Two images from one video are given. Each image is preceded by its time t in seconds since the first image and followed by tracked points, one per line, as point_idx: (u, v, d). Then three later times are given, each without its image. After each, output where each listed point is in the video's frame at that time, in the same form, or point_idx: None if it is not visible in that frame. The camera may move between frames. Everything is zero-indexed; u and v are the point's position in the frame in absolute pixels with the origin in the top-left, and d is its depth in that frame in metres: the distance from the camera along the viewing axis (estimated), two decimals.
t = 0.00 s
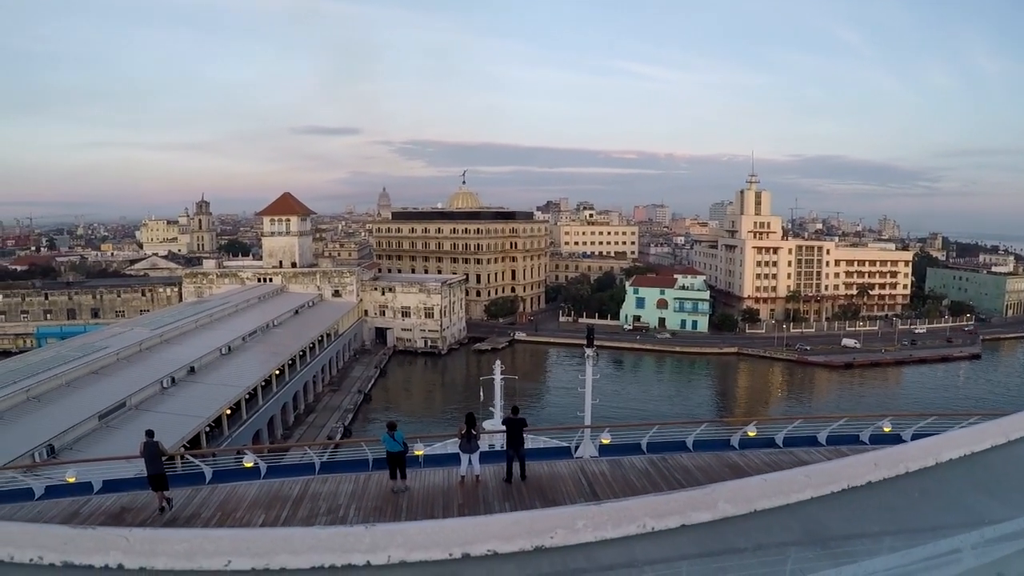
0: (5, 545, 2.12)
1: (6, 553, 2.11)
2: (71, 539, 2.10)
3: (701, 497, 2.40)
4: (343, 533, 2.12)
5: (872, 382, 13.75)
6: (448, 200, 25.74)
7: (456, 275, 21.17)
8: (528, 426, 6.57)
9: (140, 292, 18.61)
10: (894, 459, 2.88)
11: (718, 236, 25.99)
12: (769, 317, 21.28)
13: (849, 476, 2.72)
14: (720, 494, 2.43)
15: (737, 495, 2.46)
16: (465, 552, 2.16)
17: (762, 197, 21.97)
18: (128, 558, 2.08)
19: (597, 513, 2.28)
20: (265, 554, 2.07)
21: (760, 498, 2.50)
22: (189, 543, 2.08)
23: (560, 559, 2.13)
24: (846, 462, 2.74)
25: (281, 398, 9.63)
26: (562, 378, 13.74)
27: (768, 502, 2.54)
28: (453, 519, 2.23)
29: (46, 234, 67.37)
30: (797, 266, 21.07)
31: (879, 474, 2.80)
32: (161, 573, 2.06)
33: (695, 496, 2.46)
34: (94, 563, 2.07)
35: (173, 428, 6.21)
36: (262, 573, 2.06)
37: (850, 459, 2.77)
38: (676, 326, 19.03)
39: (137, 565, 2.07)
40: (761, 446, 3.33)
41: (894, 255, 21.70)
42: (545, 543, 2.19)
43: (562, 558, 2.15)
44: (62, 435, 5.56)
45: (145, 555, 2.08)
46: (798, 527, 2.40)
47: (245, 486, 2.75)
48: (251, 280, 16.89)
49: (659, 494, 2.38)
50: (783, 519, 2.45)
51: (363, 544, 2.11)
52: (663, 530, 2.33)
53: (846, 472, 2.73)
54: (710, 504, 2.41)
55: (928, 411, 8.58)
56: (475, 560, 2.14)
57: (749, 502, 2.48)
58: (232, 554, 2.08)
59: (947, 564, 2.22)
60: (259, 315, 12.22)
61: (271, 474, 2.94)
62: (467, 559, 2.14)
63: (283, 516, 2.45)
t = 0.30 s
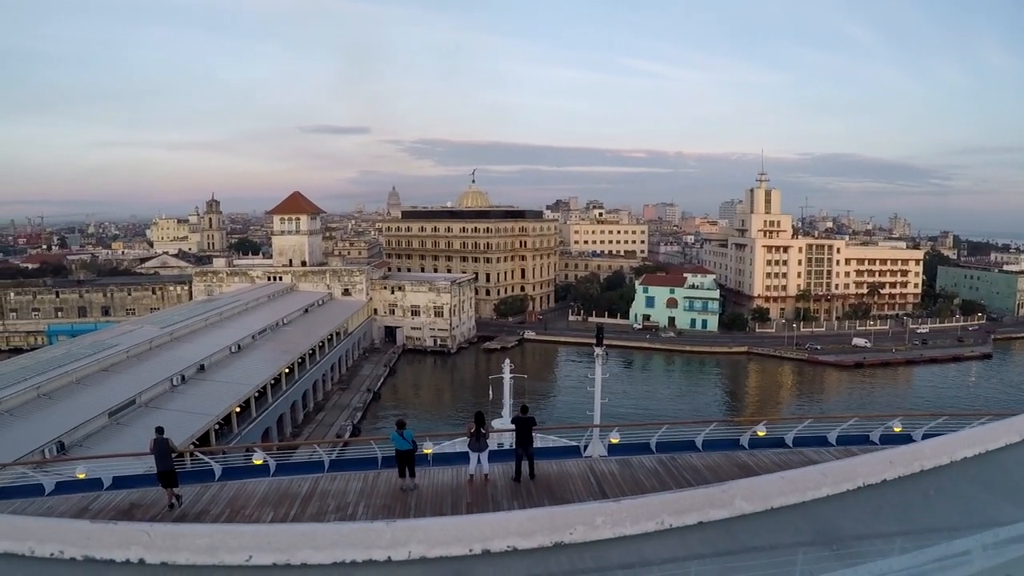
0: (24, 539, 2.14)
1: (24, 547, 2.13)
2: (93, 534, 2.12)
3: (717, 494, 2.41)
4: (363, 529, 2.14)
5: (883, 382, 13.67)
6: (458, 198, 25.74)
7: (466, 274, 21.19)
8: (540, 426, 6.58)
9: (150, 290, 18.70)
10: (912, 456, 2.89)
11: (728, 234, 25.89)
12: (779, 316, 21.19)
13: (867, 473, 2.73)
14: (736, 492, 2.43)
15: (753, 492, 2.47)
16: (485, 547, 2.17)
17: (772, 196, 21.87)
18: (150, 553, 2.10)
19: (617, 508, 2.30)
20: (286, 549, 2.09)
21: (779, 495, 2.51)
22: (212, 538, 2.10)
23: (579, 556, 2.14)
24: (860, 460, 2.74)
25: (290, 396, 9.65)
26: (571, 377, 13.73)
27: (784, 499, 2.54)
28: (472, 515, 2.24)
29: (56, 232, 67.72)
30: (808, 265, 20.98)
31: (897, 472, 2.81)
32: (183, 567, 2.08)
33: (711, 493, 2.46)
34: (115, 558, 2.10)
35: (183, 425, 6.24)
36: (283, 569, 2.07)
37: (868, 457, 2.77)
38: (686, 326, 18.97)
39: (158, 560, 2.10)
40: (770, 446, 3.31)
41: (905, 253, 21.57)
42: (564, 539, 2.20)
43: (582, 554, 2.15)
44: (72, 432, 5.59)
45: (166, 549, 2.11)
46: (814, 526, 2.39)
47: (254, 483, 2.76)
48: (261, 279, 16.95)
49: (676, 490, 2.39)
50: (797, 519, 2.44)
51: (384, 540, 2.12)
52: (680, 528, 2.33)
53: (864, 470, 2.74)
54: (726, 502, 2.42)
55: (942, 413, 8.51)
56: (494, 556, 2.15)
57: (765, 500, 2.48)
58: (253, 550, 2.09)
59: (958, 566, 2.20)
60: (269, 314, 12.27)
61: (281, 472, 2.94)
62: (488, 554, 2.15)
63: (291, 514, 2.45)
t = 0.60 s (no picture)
0: (52, 535, 2.19)
1: (53, 542, 2.18)
2: (119, 530, 2.17)
3: (748, 493, 2.45)
4: (396, 526, 2.18)
5: (898, 384, 13.56)
6: (472, 198, 25.78)
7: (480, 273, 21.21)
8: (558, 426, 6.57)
9: (165, 288, 18.84)
10: (936, 456, 2.90)
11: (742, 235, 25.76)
12: (794, 317, 21.07)
13: (892, 474, 2.75)
14: (766, 490, 2.47)
15: (782, 491, 2.50)
16: (519, 544, 2.19)
17: (787, 196, 21.74)
18: (180, 548, 2.13)
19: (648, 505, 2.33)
20: (319, 545, 2.13)
21: (807, 494, 2.54)
22: (245, 533, 2.14)
23: (614, 551, 2.16)
24: (887, 461, 2.77)
25: (304, 394, 9.70)
26: (585, 377, 13.71)
27: (812, 498, 2.58)
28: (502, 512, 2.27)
29: (72, 231, 68.24)
30: (822, 266, 20.86)
31: (922, 471, 2.83)
32: (214, 564, 2.11)
33: (741, 492, 2.50)
34: (145, 553, 2.13)
35: (196, 422, 6.28)
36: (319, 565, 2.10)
37: (893, 457, 2.79)
38: (700, 326, 18.90)
39: (189, 556, 2.13)
40: (784, 447, 3.29)
41: (920, 254, 21.39)
42: (599, 536, 2.22)
43: (616, 549, 2.18)
44: (86, 428, 5.63)
45: (197, 545, 2.15)
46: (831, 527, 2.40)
47: (266, 480, 2.76)
48: (275, 278, 17.05)
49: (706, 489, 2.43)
50: (812, 520, 2.43)
51: (418, 536, 2.15)
52: (713, 525, 2.36)
53: (889, 470, 2.76)
54: (757, 500, 2.46)
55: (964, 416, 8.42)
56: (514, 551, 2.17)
57: (794, 498, 2.52)
58: (286, 546, 2.12)
59: (972, 570, 2.18)
60: (283, 312, 12.33)
61: (294, 469, 2.94)
62: (522, 551, 2.17)
63: (304, 511, 2.46)
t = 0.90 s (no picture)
0: (81, 534, 2.22)
1: (82, 541, 2.22)
2: (147, 528, 2.18)
3: (782, 496, 2.42)
4: (430, 527, 2.17)
5: (917, 386, 13.43)
6: (490, 197, 25.82)
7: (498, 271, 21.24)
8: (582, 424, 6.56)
9: (185, 285, 19.00)
10: (968, 460, 2.88)
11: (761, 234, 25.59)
12: (813, 318, 20.92)
13: (925, 477, 2.73)
14: (800, 494, 2.44)
15: (816, 494, 2.48)
16: (552, 547, 2.18)
17: (807, 195, 21.57)
18: (210, 549, 2.16)
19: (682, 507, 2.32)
20: (350, 547, 2.13)
21: (839, 497, 2.52)
22: (275, 534, 2.14)
23: (647, 555, 2.16)
24: (921, 464, 2.74)
25: (321, 392, 9.74)
26: (603, 377, 13.69)
27: (845, 501, 2.55)
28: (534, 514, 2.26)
29: (92, 228, 68.95)
30: (842, 266, 20.71)
31: (953, 475, 2.81)
32: (244, 564, 2.13)
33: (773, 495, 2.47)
34: (174, 553, 2.15)
35: (214, 418, 6.32)
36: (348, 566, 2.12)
37: (925, 460, 2.76)
38: (719, 326, 18.81)
39: (219, 557, 2.15)
40: (802, 449, 3.26)
41: (941, 255, 21.16)
42: (632, 539, 2.22)
43: (649, 553, 2.17)
44: (105, 423, 5.68)
45: (228, 546, 2.16)
46: (855, 530, 2.38)
47: (284, 477, 2.77)
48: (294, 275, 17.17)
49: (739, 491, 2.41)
50: (829, 523, 2.42)
51: (451, 538, 2.15)
52: (745, 528, 2.35)
53: (923, 473, 2.74)
54: (791, 503, 2.43)
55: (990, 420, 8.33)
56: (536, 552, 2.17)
57: (827, 501, 2.50)
58: (315, 547, 2.13)
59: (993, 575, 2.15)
60: (301, 309, 12.40)
61: (311, 466, 2.95)
62: (556, 553, 2.16)
63: (321, 509, 2.47)
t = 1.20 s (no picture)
0: (104, 533, 2.25)
1: (105, 540, 2.25)
2: (170, 526, 2.22)
3: (805, 499, 2.40)
4: (451, 529, 2.19)
5: (942, 387, 13.27)
6: (513, 196, 25.84)
7: (521, 270, 21.26)
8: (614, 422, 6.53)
9: (208, 284, 19.17)
10: (993, 464, 2.84)
11: (784, 233, 25.39)
12: (836, 317, 20.73)
13: (951, 481, 2.70)
14: (823, 498, 2.42)
15: (840, 498, 2.45)
16: (574, 548, 2.19)
17: (831, 193, 21.40)
18: (233, 548, 2.19)
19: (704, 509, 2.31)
20: (374, 547, 2.15)
21: (862, 501, 2.50)
22: (299, 535, 2.17)
23: (666, 558, 2.14)
24: (946, 468, 2.72)
25: (343, 390, 9.77)
26: (625, 376, 13.65)
27: (868, 505, 2.53)
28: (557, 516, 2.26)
29: (117, 228, 69.76)
30: (866, 265, 20.50)
31: (978, 480, 2.78)
32: (267, 564, 2.15)
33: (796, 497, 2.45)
34: (197, 552, 2.18)
35: (235, 416, 6.36)
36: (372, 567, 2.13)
37: (950, 464, 2.74)
38: (742, 326, 18.72)
39: (242, 556, 2.17)
40: (824, 450, 3.22)
41: (966, 254, 20.88)
42: (654, 542, 2.22)
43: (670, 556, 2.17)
44: (128, 420, 5.74)
45: (250, 546, 2.18)
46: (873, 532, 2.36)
47: (305, 474, 2.78)
48: (317, 274, 17.28)
49: (761, 494, 2.38)
50: (849, 525, 2.39)
51: (472, 540, 2.17)
52: (769, 531, 2.33)
53: (948, 477, 2.71)
54: (813, 506, 2.41)
55: None
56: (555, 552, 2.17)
57: (851, 505, 2.47)
58: (338, 547, 2.15)
59: None
60: (324, 308, 12.48)
61: (333, 463, 2.96)
62: (578, 556, 2.17)
63: (341, 507, 2.47)
